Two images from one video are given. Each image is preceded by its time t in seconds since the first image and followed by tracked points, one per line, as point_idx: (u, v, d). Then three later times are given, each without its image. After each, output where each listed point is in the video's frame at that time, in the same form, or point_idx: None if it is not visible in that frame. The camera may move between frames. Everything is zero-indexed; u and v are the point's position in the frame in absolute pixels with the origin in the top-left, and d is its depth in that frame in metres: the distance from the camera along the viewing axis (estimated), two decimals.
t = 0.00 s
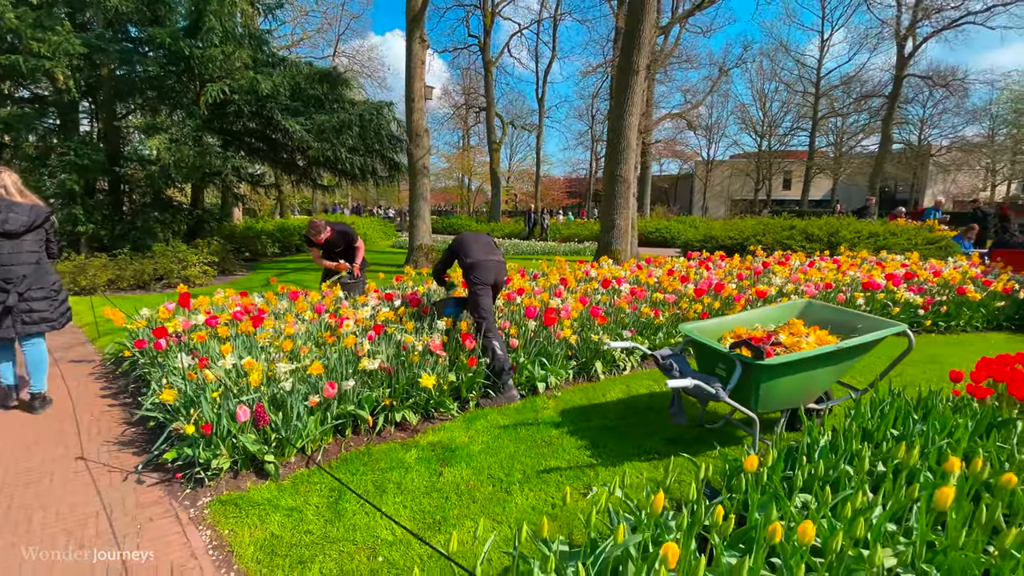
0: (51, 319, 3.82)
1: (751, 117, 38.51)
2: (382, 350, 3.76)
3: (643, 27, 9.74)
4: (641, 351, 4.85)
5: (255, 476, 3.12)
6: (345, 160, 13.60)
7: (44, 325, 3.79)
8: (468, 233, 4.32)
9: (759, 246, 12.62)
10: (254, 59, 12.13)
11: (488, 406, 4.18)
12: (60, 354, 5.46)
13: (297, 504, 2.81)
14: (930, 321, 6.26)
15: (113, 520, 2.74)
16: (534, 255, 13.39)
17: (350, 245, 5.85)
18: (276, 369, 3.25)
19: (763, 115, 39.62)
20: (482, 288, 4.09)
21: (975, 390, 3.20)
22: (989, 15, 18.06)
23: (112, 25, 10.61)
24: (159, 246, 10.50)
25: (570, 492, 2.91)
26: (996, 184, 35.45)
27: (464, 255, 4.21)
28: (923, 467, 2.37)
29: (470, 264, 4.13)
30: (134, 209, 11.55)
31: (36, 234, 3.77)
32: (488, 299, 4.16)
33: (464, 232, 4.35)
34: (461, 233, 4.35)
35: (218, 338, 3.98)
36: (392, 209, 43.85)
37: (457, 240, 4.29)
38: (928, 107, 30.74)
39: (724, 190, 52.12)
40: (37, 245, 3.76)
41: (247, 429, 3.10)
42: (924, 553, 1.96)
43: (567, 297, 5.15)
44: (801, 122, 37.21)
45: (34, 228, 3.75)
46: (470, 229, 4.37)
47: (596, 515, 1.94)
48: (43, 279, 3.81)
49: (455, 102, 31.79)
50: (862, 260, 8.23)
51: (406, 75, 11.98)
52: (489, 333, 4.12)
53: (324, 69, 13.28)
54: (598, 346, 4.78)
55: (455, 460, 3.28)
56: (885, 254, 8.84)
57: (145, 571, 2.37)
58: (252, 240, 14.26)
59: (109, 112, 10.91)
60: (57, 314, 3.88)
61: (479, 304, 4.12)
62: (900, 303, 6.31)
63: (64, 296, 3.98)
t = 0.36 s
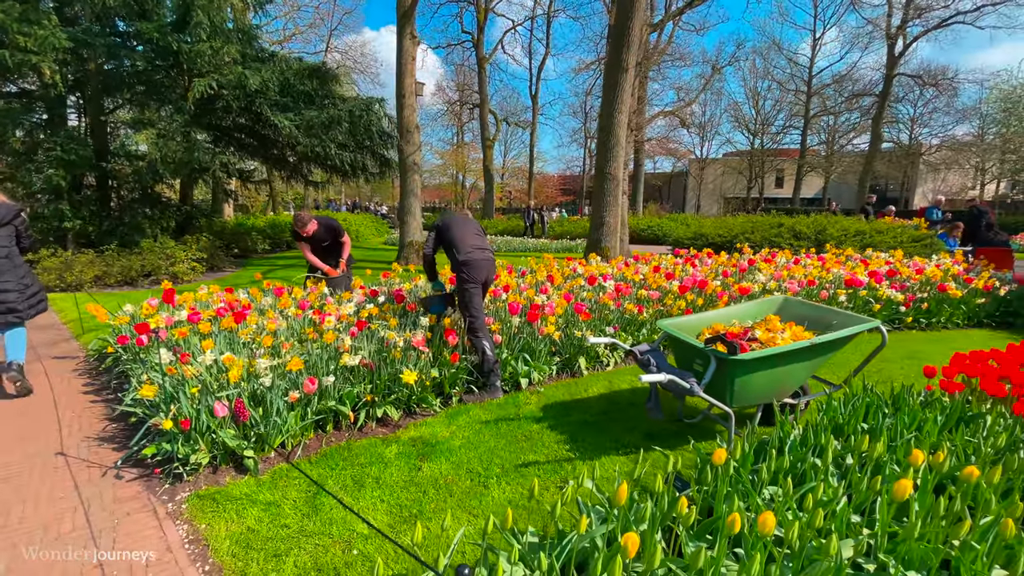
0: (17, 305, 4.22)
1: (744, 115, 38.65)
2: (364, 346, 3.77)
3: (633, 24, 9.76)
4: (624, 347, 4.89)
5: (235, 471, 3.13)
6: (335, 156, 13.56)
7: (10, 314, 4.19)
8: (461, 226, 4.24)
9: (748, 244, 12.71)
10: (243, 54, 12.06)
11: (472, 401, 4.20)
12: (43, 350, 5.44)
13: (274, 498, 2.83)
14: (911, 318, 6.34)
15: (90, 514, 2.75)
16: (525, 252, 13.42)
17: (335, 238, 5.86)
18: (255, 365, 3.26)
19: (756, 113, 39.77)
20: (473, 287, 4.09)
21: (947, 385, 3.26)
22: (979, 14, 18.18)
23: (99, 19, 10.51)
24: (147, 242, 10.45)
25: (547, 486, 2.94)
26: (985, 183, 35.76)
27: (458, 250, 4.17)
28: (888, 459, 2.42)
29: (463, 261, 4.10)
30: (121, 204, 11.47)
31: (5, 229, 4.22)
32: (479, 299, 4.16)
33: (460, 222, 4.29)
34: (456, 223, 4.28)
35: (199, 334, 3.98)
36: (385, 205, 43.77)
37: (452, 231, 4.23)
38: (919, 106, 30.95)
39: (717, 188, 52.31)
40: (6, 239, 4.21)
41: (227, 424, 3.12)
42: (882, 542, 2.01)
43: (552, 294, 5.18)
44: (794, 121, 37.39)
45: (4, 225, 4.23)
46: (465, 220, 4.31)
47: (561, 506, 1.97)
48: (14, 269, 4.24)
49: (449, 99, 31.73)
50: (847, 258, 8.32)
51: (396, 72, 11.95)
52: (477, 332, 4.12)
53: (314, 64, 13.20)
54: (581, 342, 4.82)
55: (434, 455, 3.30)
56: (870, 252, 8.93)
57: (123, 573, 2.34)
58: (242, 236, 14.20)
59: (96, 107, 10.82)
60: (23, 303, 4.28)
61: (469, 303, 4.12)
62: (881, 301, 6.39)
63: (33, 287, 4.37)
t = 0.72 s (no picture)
0: None
1: (740, 112, 38.69)
2: (346, 342, 3.77)
3: (624, 20, 9.76)
4: (609, 342, 4.91)
5: (214, 465, 3.14)
6: (327, 152, 13.51)
7: None
8: (458, 217, 4.18)
9: (740, 240, 12.74)
10: (233, 48, 12.00)
11: (457, 397, 4.21)
12: (30, 346, 5.42)
13: (252, 493, 2.83)
14: (897, 314, 6.38)
15: (69, 508, 2.74)
16: (518, 248, 13.43)
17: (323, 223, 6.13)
18: (235, 360, 3.26)
19: (752, 110, 39.82)
20: (461, 285, 4.10)
21: (925, 379, 3.28)
22: (973, 11, 18.20)
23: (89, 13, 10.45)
24: (137, 238, 10.40)
25: (526, 480, 2.95)
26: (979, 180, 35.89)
27: (453, 240, 4.12)
28: (860, 452, 2.44)
29: (455, 257, 4.08)
30: (112, 200, 11.42)
31: None
32: (467, 295, 4.15)
33: (457, 210, 4.22)
34: (453, 211, 4.21)
35: (182, 329, 3.98)
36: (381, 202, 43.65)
37: (449, 220, 4.16)
38: (913, 103, 31.02)
39: (713, 184, 52.40)
40: None
41: (206, 419, 3.12)
42: (849, 533, 2.03)
43: (538, 289, 5.19)
44: (789, 117, 37.43)
45: None
46: (462, 210, 4.25)
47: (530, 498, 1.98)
48: None
49: (444, 95, 31.65)
50: (836, 254, 8.35)
51: (388, 67, 11.91)
52: (464, 329, 4.12)
53: (305, 59, 13.14)
54: (567, 338, 4.83)
55: (415, 450, 3.31)
56: (859, 248, 8.98)
57: (99, 571, 2.30)
58: (234, 232, 14.16)
59: (86, 102, 10.77)
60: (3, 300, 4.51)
61: (458, 298, 4.11)
62: (868, 296, 6.42)
63: (15, 284, 4.61)
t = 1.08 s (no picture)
0: None
1: (737, 107, 38.61)
2: (328, 339, 3.74)
3: (617, 15, 9.72)
4: (596, 339, 4.89)
5: (191, 464, 3.12)
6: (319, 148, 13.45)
7: None
8: (450, 213, 4.14)
9: (735, 236, 12.73)
10: (224, 43, 11.94)
11: (442, 393, 4.18)
12: (14, 343, 5.40)
13: (228, 492, 2.81)
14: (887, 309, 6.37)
15: (41, 507, 2.72)
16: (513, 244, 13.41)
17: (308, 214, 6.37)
18: (213, 357, 3.23)
19: (750, 105, 39.74)
20: (445, 283, 4.09)
21: (908, 374, 3.27)
22: (970, 5, 18.16)
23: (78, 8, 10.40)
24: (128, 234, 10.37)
25: (504, 477, 2.94)
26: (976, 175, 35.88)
27: (443, 236, 4.08)
28: (836, 449, 2.43)
29: (442, 254, 4.06)
30: (103, 197, 11.38)
31: None
32: (451, 293, 4.13)
33: (450, 206, 4.16)
34: (446, 206, 4.14)
35: (163, 327, 3.95)
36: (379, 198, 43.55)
37: (441, 215, 4.10)
38: (911, 98, 30.96)
39: (712, 180, 52.35)
40: None
41: (184, 417, 3.10)
42: (818, 531, 2.01)
43: (526, 286, 5.17)
44: (787, 112, 37.36)
45: None
46: (455, 206, 4.19)
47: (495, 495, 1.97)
48: None
49: (442, 90, 31.56)
50: (829, 249, 8.34)
51: (381, 62, 11.85)
52: (446, 327, 4.10)
53: (297, 54, 13.08)
54: (554, 335, 4.81)
55: (395, 448, 3.29)
56: (852, 243, 8.97)
57: (66, 571, 2.29)
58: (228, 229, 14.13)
59: (76, 98, 10.68)
60: None
61: (441, 296, 4.08)
62: (858, 292, 6.41)
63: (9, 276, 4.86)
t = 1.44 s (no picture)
0: None
1: (736, 102, 38.50)
2: (311, 337, 3.72)
3: (610, 10, 9.68)
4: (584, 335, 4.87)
5: (171, 463, 3.11)
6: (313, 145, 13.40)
7: None
8: (436, 211, 4.10)
9: (730, 231, 12.72)
10: (216, 40, 11.89)
11: (427, 391, 4.16)
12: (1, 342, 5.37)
13: (205, 490, 2.80)
14: (878, 304, 6.36)
15: (18, 507, 2.71)
16: (508, 241, 13.39)
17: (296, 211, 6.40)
18: (193, 356, 3.21)
19: (748, 100, 39.65)
20: (429, 281, 4.07)
21: (892, 371, 3.26)
22: None
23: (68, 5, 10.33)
24: (121, 232, 10.34)
25: (484, 475, 2.92)
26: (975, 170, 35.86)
27: (428, 234, 4.05)
28: (814, 446, 2.41)
29: (426, 252, 4.04)
30: (96, 195, 11.34)
31: None
32: (434, 292, 4.12)
33: (438, 203, 4.12)
34: (433, 204, 4.10)
35: (146, 325, 3.93)
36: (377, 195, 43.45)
37: (428, 212, 4.07)
38: (909, 93, 30.89)
39: (711, 176, 52.26)
40: None
41: (163, 416, 3.08)
42: (790, 528, 2.00)
43: (514, 283, 5.15)
44: (786, 107, 37.27)
45: None
46: (443, 204, 4.15)
47: (464, 494, 1.95)
48: None
49: (439, 86, 31.45)
50: (823, 244, 8.32)
51: (375, 58, 11.80)
52: (430, 326, 4.08)
53: (289, 50, 13.03)
54: (541, 331, 4.79)
55: (376, 446, 3.27)
56: (846, 238, 8.95)
57: (38, 571, 2.27)
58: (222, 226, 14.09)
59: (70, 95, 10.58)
60: None
61: (424, 294, 4.07)
62: (850, 287, 6.40)
63: None
